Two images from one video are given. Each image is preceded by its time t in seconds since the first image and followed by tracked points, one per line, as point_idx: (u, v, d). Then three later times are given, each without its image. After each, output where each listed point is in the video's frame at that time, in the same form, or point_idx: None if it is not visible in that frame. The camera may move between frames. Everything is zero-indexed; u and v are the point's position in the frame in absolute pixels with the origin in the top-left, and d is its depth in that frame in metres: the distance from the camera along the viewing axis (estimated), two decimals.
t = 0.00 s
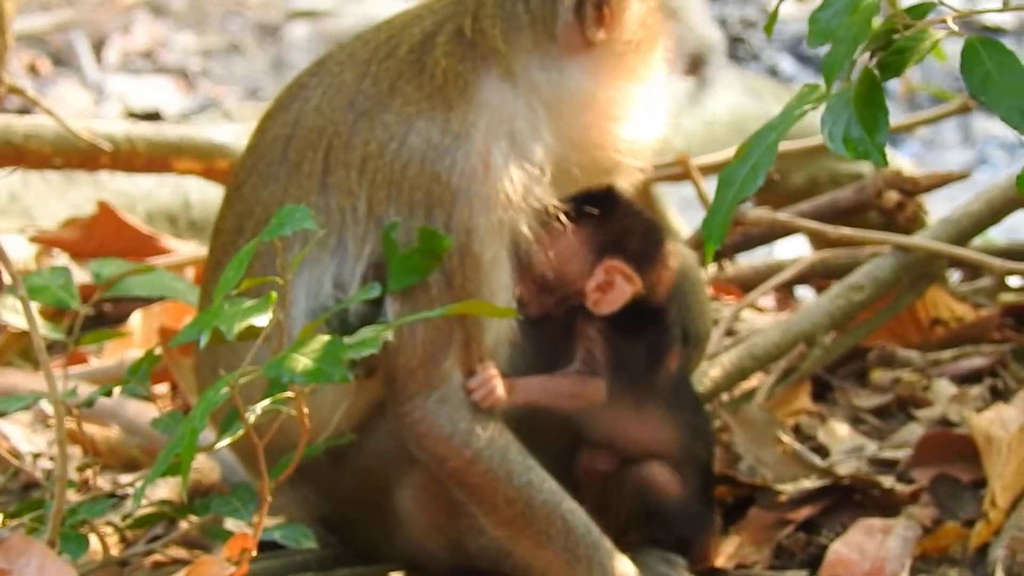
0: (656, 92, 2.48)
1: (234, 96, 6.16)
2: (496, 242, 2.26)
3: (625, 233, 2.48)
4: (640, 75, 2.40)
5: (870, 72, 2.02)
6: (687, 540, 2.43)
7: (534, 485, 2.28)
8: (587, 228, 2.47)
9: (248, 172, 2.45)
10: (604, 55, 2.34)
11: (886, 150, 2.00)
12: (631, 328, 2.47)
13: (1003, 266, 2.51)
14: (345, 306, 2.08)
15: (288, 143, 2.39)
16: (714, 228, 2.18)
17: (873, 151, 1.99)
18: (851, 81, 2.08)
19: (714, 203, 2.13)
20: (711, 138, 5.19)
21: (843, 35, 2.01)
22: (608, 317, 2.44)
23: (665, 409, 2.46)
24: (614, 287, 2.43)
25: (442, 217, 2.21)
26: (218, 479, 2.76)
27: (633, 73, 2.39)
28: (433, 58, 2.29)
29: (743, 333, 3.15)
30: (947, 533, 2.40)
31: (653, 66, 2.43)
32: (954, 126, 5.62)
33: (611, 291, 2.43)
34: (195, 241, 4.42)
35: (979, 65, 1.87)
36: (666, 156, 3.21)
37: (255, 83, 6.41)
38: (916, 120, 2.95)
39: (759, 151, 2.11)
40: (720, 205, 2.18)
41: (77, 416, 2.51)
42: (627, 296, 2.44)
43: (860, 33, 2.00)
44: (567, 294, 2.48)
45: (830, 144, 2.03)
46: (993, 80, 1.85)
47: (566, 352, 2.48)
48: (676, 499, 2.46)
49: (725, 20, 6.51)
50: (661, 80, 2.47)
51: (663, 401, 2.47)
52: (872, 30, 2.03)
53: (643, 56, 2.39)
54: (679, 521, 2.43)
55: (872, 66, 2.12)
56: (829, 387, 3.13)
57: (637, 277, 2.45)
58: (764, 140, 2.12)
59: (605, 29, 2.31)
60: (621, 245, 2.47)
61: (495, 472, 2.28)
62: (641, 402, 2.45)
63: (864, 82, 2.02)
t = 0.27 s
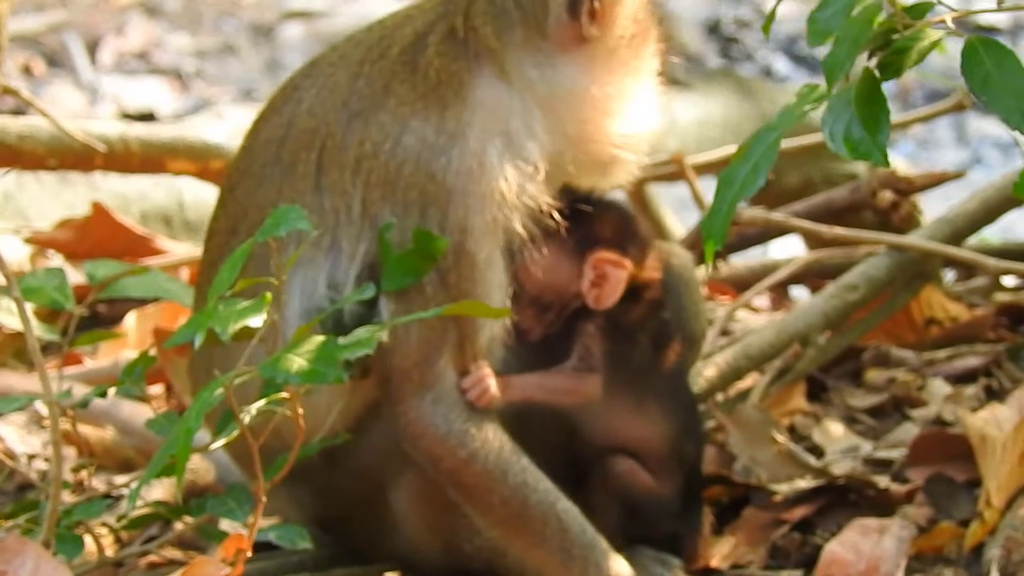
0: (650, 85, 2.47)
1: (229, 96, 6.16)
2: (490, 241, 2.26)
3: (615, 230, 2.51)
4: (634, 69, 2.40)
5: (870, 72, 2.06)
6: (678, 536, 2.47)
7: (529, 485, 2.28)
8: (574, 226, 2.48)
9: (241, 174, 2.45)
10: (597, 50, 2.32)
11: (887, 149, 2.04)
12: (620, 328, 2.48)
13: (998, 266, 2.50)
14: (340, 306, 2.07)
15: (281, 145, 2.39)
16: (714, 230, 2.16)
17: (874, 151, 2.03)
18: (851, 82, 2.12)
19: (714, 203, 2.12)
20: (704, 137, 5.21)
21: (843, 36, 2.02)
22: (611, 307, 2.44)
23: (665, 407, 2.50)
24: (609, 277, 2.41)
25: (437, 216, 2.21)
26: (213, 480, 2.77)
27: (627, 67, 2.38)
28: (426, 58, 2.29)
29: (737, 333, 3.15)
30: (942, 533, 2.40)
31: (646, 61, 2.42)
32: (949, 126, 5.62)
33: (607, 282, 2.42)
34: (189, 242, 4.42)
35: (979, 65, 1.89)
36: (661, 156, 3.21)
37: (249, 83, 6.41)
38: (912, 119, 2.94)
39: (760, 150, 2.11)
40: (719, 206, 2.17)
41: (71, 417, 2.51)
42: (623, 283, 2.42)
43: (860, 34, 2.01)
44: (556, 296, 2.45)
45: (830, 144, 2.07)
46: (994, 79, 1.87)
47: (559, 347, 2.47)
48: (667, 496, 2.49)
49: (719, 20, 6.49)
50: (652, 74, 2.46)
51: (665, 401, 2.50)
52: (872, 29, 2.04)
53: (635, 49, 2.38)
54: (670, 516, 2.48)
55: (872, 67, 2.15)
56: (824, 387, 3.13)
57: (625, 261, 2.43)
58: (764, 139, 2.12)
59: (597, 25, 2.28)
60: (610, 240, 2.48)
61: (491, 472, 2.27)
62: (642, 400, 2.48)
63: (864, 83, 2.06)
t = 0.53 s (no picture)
0: (642, 81, 2.48)
1: (222, 96, 6.17)
2: (483, 239, 2.26)
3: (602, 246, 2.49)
4: (628, 67, 2.40)
5: (859, 70, 2.07)
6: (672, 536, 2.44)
7: (524, 483, 2.28)
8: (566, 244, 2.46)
9: (234, 174, 2.45)
10: (589, 47, 2.32)
11: (877, 148, 2.04)
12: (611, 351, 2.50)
13: (990, 264, 2.50)
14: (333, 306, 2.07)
15: (273, 145, 2.38)
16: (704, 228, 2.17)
17: (863, 148, 2.04)
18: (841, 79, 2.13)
19: (704, 201, 2.14)
20: (699, 138, 5.28)
21: (833, 33, 2.01)
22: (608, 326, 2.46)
23: (665, 409, 2.49)
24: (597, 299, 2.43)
25: (431, 215, 2.22)
26: (206, 479, 2.77)
27: (620, 63, 2.38)
28: (418, 56, 2.30)
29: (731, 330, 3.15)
30: (936, 531, 2.40)
31: (639, 58, 2.43)
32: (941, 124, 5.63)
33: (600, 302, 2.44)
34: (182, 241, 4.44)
35: (970, 63, 1.97)
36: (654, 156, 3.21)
37: (242, 83, 6.42)
38: (905, 118, 2.94)
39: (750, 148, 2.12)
40: (709, 203, 2.18)
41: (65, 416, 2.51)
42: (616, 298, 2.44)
43: (851, 31, 2.00)
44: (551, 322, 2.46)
45: (821, 141, 2.08)
46: (984, 77, 1.94)
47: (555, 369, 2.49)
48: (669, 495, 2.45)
49: (712, 20, 6.52)
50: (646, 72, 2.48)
51: (659, 403, 2.49)
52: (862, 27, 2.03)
53: (628, 47, 2.39)
54: (674, 513, 2.44)
55: (862, 64, 2.15)
56: (818, 385, 3.13)
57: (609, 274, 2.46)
58: (754, 137, 2.13)
59: (589, 21, 2.29)
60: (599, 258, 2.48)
61: (485, 470, 2.27)
62: (644, 406, 2.48)
63: (853, 81, 2.06)
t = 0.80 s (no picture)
0: (626, 81, 2.52)
1: (212, 95, 6.17)
2: (468, 239, 2.26)
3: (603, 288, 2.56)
4: (614, 66, 2.45)
5: (846, 66, 2.06)
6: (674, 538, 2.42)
7: (512, 483, 2.28)
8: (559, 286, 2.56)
9: (221, 175, 2.46)
10: (573, 44, 2.37)
11: (863, 143, 2.05)
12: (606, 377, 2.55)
13: (979, 261, 2.51)
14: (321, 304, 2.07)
15: (259, 146, 2.39)
16: (692, 225, 2.18)
17: (850, 144, 2.04)
18: (828, 76, 2.12)
19: (690, 199, 2.14)
20: (687, 135, 5.29)
21: (819, 30, 2.01)
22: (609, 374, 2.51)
23: (666, 427, 2.53)
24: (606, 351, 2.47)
25: (416, 217, 2.22)
26: (197, 479, 2.77)
27: (605, 61, 2.42)
28: (403, 57, 2.30)
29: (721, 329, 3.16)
30: (926, 529, 2.40)
31: (624, 57, 2.47)
32: (932, 122, 5.62)
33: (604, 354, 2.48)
34: (172, 240, 4.42)
35: (957, 57, 1.92)
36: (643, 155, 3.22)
37: (232, 81, 6.42)
38: (893, 116, 2.94)
39: (736, 145, 2.12)
40: (696, 201, 2.19)
41: (55, 416, 2.50)
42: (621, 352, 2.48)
43: (837, 28, 2.00)
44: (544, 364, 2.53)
45: (809, 138, 2.09)
46: (972, 72, 1.90)
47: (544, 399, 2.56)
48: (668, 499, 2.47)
49: (701, 18, 6.62)
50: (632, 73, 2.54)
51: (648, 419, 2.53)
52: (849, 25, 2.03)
53: (613, 46, 2.44)
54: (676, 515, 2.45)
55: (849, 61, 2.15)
56: (808, 383, 3.13)
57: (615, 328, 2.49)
58: (741, 134, 2.12)
59: (572, 19, 2.34)
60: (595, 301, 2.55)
61: (473, 471, 2.27)
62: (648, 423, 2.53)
63: (840, 77, 2.06)
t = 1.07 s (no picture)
0: (613, 78, 2.53)
1: (200, 94, 6.18)
2: (456, 237, 2.26)
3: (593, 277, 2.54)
4: (601, 63, 2.45)
5: (838, 63, 2.06)
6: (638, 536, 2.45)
7: (501, 481, 2.28)
8: (552, 272, 2.54)
9: (209, 174, 2.46)
10: (560, 40, 2.37)
11: (855, 140, 2.05)
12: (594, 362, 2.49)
13: (967, 259, 2.51)
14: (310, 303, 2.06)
15: (246, 144, 2.39)
16: (682, 222, 2.17)
17: (843, 141, 2.04)
18: (819, 74, 2.13)
19: (683, 195, 2.13)
20: (675, 134, 5.31)
21: (812, 27, 2.01)
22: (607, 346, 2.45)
23: (657, 421, 2.49)
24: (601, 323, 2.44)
25: (404, 214, 2.22)
26: (185, 478, 2.78)
27: (592, 57, 2.43)
28: (389, 54, 2.30)
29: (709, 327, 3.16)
30: (915, 527, 2.39)
31: (611, 54, 2.48)
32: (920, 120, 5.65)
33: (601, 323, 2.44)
34: (161, 239, 4.43)
35: (949, 56, 1.98)
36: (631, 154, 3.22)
37: (221, 81, 6.43)
38: (882, 114, 2.94)
39: (728, 143, 2.12)
40: (688, 197, 2.18)
41: (45, 414, 2.50)
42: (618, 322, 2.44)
43: (829, 25, 2.00)
44: (535, 348, 2.51)
45: (801, 134, 2.09)
46: (963, 70, 1.97)
47: (535, 388, 2.53)
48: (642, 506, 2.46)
49: (690, 16, 6.65)
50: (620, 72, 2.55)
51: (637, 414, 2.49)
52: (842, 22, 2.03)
53: (600, 43, 2.44)
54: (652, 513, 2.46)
55: (840, 58, 2.15)
56: (797, 381, 3.14)
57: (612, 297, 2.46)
58: (733, 132, 2.13)
59: (559, 16, 2.34)
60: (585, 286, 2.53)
61: (461, 470, 2.28)
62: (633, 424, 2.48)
63: (834, 74, 2.06)
